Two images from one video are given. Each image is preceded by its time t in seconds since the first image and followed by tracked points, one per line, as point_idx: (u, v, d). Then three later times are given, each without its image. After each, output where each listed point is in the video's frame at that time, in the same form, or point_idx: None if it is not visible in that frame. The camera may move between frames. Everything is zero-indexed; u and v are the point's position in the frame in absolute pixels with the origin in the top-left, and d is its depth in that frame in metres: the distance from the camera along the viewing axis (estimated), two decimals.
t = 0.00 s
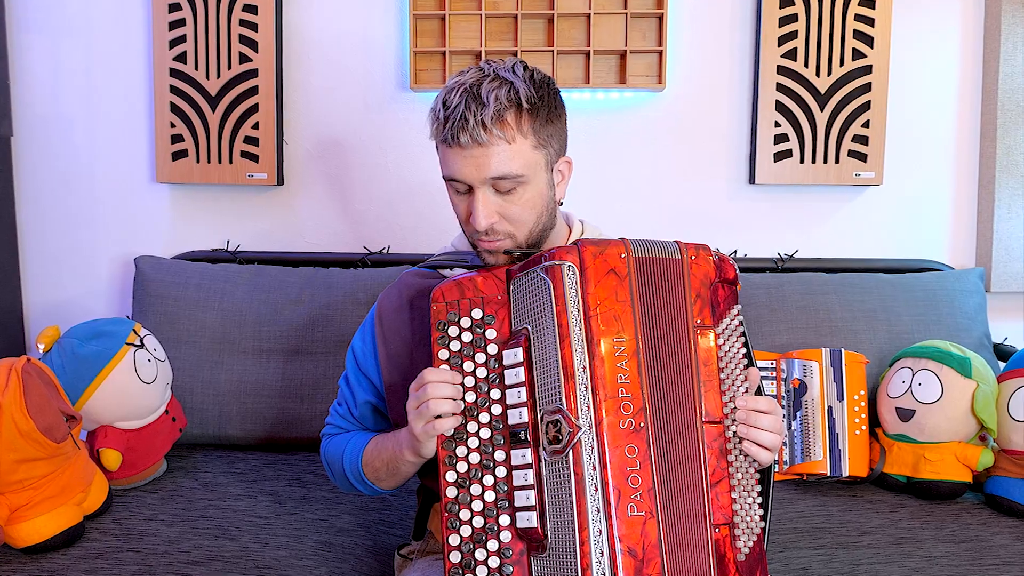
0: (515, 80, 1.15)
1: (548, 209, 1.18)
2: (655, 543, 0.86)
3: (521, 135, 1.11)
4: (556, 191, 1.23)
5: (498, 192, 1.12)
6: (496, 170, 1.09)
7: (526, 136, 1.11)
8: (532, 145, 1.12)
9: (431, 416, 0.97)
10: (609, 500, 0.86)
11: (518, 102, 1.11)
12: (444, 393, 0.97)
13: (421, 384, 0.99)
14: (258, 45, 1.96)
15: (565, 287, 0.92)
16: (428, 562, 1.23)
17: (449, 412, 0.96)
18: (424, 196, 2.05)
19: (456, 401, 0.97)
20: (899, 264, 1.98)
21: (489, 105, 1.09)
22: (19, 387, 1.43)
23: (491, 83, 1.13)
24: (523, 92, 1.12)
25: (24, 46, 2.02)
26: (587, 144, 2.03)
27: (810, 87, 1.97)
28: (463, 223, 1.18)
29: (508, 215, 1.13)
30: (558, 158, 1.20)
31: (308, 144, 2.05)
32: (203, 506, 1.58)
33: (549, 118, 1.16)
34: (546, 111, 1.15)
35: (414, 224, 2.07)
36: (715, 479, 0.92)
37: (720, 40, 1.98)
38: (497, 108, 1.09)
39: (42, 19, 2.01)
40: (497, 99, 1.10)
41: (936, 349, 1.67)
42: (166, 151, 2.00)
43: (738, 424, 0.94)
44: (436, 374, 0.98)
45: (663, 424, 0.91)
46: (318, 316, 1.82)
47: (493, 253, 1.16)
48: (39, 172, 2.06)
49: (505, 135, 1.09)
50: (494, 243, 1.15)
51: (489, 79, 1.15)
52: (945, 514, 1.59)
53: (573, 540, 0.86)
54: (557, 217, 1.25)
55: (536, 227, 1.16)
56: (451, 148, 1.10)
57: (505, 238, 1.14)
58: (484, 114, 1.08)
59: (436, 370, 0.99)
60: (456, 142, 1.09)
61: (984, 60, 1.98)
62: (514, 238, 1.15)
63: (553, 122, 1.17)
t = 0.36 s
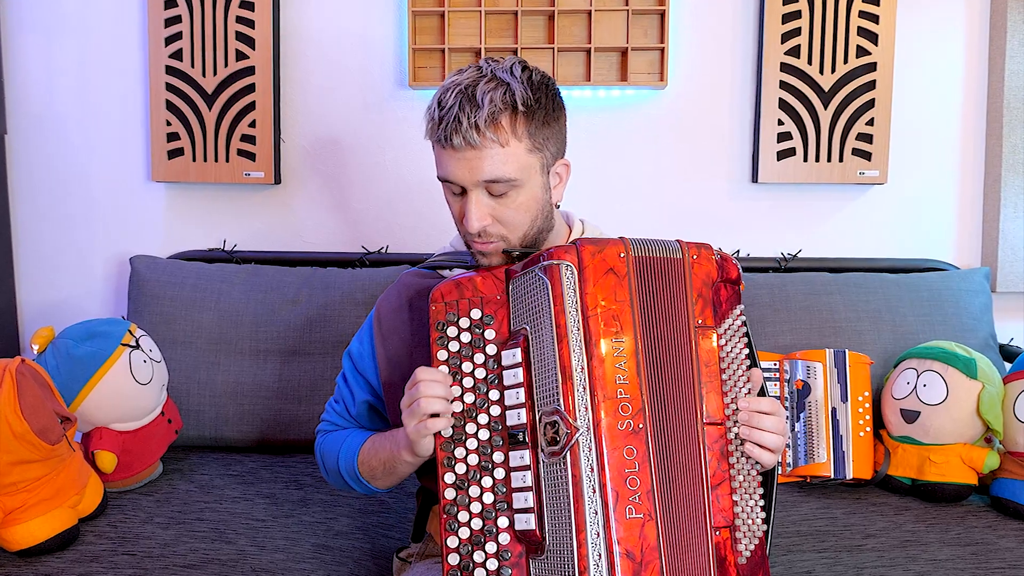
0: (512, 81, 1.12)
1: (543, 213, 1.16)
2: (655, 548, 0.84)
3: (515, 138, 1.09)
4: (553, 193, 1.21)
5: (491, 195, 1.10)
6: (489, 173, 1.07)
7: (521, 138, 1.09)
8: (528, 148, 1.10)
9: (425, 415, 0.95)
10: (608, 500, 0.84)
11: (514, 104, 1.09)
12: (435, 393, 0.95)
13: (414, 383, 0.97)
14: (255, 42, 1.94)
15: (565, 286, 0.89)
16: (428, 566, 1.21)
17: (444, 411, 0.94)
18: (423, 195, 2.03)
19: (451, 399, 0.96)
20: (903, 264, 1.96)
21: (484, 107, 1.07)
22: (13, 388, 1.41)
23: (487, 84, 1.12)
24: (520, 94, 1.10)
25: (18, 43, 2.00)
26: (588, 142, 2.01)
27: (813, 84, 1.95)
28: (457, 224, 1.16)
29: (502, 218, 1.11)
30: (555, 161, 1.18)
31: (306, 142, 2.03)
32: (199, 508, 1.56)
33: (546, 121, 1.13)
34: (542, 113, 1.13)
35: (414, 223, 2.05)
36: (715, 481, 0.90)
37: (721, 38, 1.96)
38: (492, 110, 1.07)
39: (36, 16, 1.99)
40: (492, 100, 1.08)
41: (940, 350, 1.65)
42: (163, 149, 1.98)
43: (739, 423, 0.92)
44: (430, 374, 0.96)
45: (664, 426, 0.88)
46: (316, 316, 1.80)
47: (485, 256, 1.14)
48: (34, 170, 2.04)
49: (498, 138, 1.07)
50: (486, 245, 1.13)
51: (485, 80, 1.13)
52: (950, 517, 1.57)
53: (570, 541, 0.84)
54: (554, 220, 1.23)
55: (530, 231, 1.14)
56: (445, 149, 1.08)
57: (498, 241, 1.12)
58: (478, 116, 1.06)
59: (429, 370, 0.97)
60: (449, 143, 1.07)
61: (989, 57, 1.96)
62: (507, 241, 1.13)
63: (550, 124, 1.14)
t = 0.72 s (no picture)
0: (500, 82, 1.10)
1: (535, 215, 1.14)
2: (639, 561, 0.82)
3: (502, 140, 1.07)
4: (544, 194, 1.18)
5: (480, 198, 1.08)
6: (476, 176, 1.06)
7: (508, 140, 1.07)
8: (516, 150, 1.08)
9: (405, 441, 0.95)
10: (588, 514, 0.83)
11: (501, 105, 1.07)
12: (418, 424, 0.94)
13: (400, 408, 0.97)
14: (252, 39, 1.92)
15: (540, 294, 0.88)
16: None
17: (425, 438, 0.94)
18: (422, 193, 2.01)
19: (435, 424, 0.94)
20: (908, 263, 1.94)
21: (469, 109, 1.05)
22: (8, 389, 1.39)
23: (474, 85, 1.10)
24: (507, 95, 1.08)
25: (13, 40, 1.98)
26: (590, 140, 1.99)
27: (817, 82, 1.93)
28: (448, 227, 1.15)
29: (492, 221, 1.09)
30: (547, 162, 1.15)
31: (304, 140, 2.00)
32: (195, 511, 1.54)
33: (535, 122, 1.11)
34: (532, 113, 1.11)
35: (412, 223, 2.03)
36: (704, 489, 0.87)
37: (724, 35, 1.94)
38: (478, 112, 1.05)
39: (31, 13, 1.97)
40: (478, 102, 1.06)
41: (946, 350, 1.63)
42: (158, 148, 1.96)
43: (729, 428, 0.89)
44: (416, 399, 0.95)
45: (645, 435, 0.87)
46: (313, 316, 1.78)
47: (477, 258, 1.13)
48: (29, 168, 2.02)
49: (484, 141, 1.05)
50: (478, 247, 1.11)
51: (472, 80, 1.11)
52: (956, 519, 1.55)
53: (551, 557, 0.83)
54: (547, 221, 1.21)
55: (521, 234, 1.12)
56: (433, 152, 1.07)
57: (489, 244, 1.11)
58: (463, 118, 1.04)
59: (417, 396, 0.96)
60: (436, 146, 1.06)
61: (994, 55, 1.94)
62: (498, 244, 1.11)
63: (540, 125, 1.12)
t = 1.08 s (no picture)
0: (518, 86, 1.24)
1: (542, 211, 1.28)
2: (613, 543, 0.97)
3: (517, 140, 1.20)
4: (553, 192, 1.33)
5: (493, 193, 1.22)
6: (491, 171, 1.19)
7: (523, 140, 1.21)
8: (529, 150, 1.22)
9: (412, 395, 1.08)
10: (572, 512, 0.96)
11: (517, 108, 1.21)
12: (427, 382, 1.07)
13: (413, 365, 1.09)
14: (271, 58, 2.06)
15: (535, 299, 1.01)
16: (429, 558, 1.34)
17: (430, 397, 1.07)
18: (429, 200, 2.15)
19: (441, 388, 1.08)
20: (881, 266, 2.08)
21: (489, 109, 1.19)
22: (46, 382, 1.52)
23: (494, 88, 1.23)
24: (524, 99, 1.22)
25: (48, 57, 2.12)
26: (586, 151, 2.13)
27: (794, 97, 2.07)
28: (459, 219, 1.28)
29: (503, 214, 1.23)
30: (556, 162, 1.29)
31: (318, 151, 2.14)
32: (219, 494, 1.67)
33: (548, 125, 1.25)
34: (545, 117, 1.25)
35: (419, 227, 2.17)
36: (694, 482, 1.02)
37: (709, 53, 2.08)
38: (496, 112, 1.18)
39: (65, 32, 2.11)
40: (497, 103, 1.20)
41: (913, 345, 1.76)
42: (185, 158, 2.10)
43: (725, 431, 1.04)
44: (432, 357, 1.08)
45: (633, 429, 1.02)
46: (328, 314, 1.92)
47: (487, 248, 1.27)
48: (61, 177, 2.16)
49: (501, 139, 1.18)
50: (488, 240, 1.26)
51: (493, 84, 1.25)
52: (921, 502, 1.69)
53: (538, 542, 0.97)
54: (553, 219, 1.35)
55: (530, 228, 1.26)
56: (452, 147, 1.20)
57: (499, 236, 1.25)
58: (483, 117, 1.18)
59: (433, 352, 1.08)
60: (455, 141, 1.19)
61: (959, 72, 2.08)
62: (507, 236, 1.25)
63: (551, 129, 1.26)
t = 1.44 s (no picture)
0: (503, 90, 1.22)
1: (536, 214, 1.26)
2: (616, 545, 0.95)
3: (506, 145, 1.18)
4: (545, 193, 1.31)
5: (484, 199, 1.20)
6: (482, 178, 1.17)
7: (512, 145, 1.19)
8: (519, 155, 1.20)
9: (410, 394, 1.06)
10: (573, 513, 0.95)
11: (505, 113, 1.19)
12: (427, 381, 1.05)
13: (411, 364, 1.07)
14: (270, 56, 2.05)
15: (531, 298, 1.00)
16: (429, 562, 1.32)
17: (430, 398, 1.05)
18: (428, 199, 2.13)
19: (441, 390, 1.06)
20: (884, 265, 2.06)
21: (476, 116, 1.17)
22: (42, 383, 1.50)
23: (479, 93, 1.21)
24: (511, 103, 1.20)
25: (44, 56, 2.10)
26: (586, 150, 2.11)
27: (797, 95, 2.05)
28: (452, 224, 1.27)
29: (496, 219, 1.21)
30: (545, 165, 1.27)
31: (316, 150, 2.13)
32: (217, 496, 1.66)
33: (536, 128, 1.23)
34: (533, 120, 1.23)
35: (418, 227, 2.15)
36: (697, 481, 1.00)
37: (711, 51, 2.06)
38: (484, 118, 1.16)
39: (61, 30, 2.09)
40: (484, 110, 1.18)
41: (918, 346, 1.74)
42: (182, 157, 2.08)
43: (730, 431, 1.02)
44: (428, 355, 1.06)
45: (633, 428, 1.01)
46: (326, 314, 1.90)
47: (481, 253, 1.25)
48: (57, 174, 2.14)
49: (490, 146, 1.16)
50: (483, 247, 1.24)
51: (477, 89, 1.23)
52: (925, 504, 1.67)
53: (539, 543, 0.95)
54: (547, 220, 1.33)
55: (524, 231, 1.24)
56: (440, 156, 1.18)
57: (493, 241, 1.23)
58: (470, 124, 1.16)
59: (428, 350, 1.07)
60: (443, 150, 1.17)
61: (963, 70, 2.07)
62: (502, 241, 1.23)
63: (540, 131, 1.25)
